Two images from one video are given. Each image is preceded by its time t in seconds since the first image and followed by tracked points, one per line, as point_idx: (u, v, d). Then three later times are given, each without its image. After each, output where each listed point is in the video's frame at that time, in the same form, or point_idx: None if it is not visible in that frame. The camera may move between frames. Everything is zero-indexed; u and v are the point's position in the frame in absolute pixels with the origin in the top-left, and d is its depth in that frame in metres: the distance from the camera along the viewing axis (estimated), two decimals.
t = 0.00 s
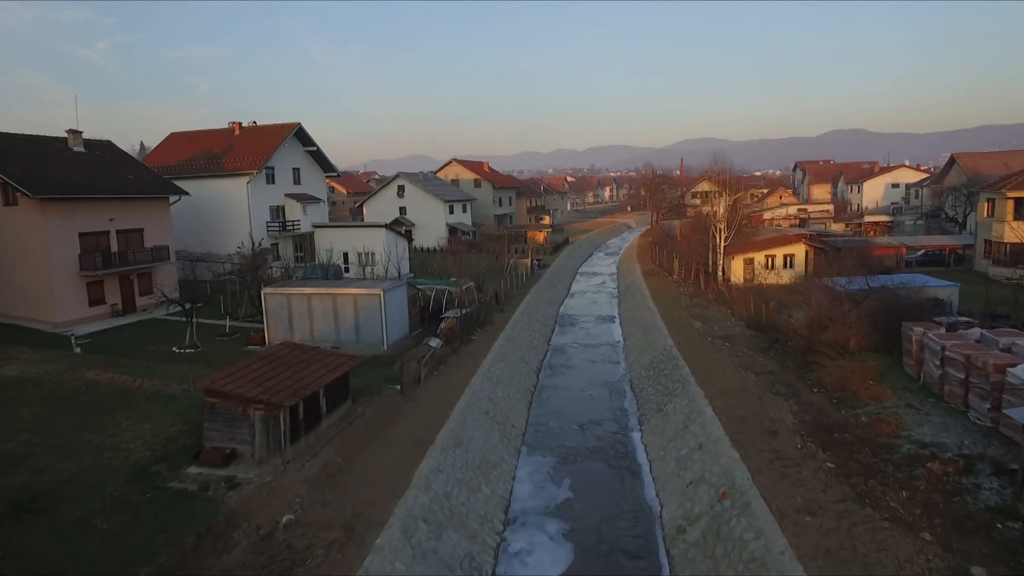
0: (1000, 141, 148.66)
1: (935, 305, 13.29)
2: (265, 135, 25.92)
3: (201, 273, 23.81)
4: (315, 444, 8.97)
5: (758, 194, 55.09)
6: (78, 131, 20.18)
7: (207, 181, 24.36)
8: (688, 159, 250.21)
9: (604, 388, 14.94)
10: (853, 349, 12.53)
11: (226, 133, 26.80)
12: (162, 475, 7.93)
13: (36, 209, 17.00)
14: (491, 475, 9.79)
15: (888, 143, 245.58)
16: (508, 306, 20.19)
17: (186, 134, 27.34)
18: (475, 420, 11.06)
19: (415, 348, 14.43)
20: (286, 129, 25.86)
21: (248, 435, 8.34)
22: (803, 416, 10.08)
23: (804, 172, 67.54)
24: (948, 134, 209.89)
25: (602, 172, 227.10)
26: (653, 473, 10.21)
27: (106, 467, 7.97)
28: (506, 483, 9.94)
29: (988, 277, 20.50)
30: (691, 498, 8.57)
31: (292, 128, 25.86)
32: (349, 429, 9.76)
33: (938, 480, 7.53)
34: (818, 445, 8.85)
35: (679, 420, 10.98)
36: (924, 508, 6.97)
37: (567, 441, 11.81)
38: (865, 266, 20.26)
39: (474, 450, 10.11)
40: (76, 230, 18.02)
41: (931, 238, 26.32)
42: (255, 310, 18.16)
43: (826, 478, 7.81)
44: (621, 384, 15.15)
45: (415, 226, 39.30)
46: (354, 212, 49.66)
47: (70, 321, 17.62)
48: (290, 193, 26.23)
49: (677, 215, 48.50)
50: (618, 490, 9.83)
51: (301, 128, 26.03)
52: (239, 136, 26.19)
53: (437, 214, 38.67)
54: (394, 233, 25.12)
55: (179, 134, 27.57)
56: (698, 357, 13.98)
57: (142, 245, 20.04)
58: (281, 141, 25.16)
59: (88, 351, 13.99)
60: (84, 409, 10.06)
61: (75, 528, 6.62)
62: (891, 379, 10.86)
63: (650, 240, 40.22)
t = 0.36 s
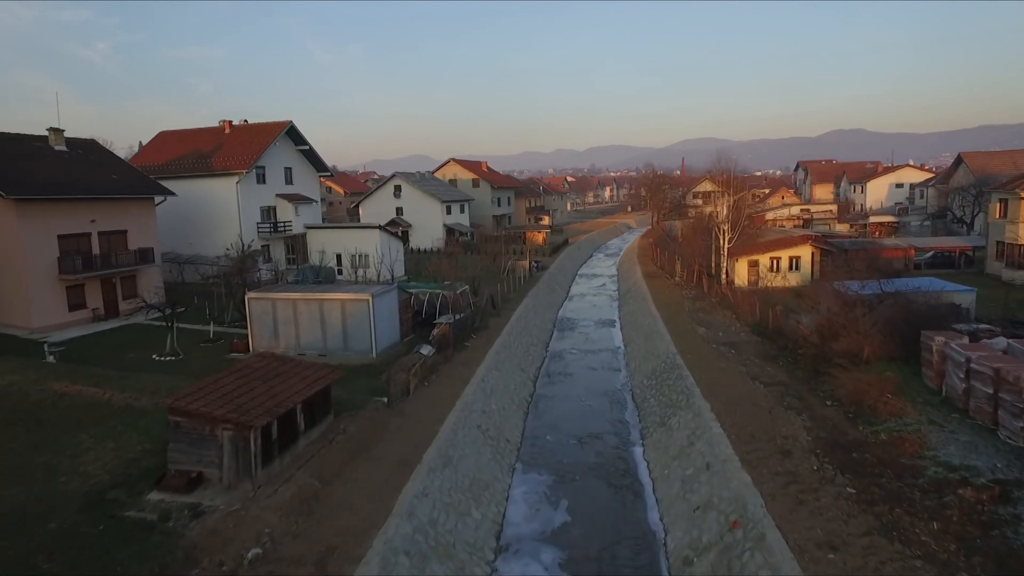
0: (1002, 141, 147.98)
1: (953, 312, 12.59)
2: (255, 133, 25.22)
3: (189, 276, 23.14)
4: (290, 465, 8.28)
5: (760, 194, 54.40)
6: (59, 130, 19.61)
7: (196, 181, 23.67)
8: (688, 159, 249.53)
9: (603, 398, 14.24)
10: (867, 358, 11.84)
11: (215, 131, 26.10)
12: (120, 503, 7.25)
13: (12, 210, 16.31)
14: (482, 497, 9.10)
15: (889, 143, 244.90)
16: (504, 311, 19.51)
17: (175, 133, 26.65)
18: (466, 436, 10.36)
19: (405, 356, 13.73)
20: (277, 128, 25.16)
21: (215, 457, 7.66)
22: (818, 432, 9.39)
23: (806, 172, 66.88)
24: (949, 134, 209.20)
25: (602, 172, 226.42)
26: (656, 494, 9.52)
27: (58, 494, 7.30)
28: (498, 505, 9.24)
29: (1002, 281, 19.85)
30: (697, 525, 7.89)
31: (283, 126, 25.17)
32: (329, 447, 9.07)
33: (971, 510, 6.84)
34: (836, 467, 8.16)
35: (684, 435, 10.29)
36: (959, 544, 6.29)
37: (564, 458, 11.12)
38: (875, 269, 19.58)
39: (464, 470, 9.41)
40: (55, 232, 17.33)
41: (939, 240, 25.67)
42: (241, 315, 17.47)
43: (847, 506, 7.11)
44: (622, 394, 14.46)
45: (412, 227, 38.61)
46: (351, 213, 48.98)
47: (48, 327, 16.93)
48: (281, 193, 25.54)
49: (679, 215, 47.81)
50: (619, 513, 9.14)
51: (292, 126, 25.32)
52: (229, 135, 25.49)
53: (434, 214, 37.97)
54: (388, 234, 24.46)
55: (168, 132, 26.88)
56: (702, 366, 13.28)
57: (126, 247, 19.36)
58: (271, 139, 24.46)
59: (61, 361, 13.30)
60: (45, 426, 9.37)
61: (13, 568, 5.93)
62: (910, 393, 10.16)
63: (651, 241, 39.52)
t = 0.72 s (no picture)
0: (1003, 140, 147.27)
1: (973, 318, 11.89)
2: (246, 132, 24.53)
3: (176, 278, 22.45)
4: (262, 492, 7.58)
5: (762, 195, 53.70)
6: (39, 127, 19.02)
7: (184, 180, 22.98)
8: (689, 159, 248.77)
9: (604, 409, 13.54)
10: (883, 369, 11.15)
11: (205, 130, 25.41)
12: (69, 538, 6.56)
13: None
14: (473, 524, 8.40)
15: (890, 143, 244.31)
16: (501, 315, 18.81)
17: (164, 132, 25.96)
18: (456, 454, 9.66)
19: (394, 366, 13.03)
20: (268, 126, 24.47)
21: (177, 484, 6.96)
22: (835, 452, 8.68)
23: (808, 172, 66.20)
24: (951, 134, 208.48)
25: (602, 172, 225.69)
26: (661, 519, 8.81)
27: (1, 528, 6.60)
28: (490, 531, 8.54)
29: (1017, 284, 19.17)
30: (706, 559, 7.19)
31: (274, 124, 24.47)
32: (306, 469, 8.37)
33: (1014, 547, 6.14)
34: (858, 493, 7.45)
35: (690, 453, 9.59)
36: None
37: (561, 476, 10.41)
38: (885, 272, 18.89)
39: (454, 492, 8.71)
40: (32, 233, 16.62)
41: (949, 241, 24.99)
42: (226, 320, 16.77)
43: (874, 542, 6.41)
44: (623, 405, 13.74)
45: (409, 227, 37.92)
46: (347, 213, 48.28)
47: (24, 333, 16.24)
48: (273, 194, 24.85)
49: (680, 216, 47.11)
50: (620, 540, 8.44)
51: (283, 125, 24.63)
52: (219, 134, 24.80)
53: (431, 215, 37.26)
54: (383, 236, 23.79)
55: (156, 132, 26.18)
56: (708, 376, 12.58)
57: (108, 250, 18.66)
58: (262, 138, 23.78)
59: (31, 371, 12.61)
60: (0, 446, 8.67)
61: None
62: (933, 408, 9.46)
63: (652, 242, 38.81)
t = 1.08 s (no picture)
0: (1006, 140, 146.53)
1: (998, 326, 11.18)
2: (235, 130, 23.85)
3: (163, 281, 21.77)
4: (228, 523, 6.88)
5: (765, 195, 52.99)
6: (18, 125, 18.35)
7: (172, 180, 22.31)
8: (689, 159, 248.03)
9: (605, 421, 12.82)
10: (902, 381, 10.45)
11: (194, 128, 24.72)
12: None
13: None
14: (462, 554, 7.69)
15: (890, 143, 243.46)
16: (497, 320, 18.13)
17: (152, 130, 25.28)
18: (445, 474, 8.96)
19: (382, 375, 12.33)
20: (259, 125, 23.78)
21: (129, 518, 6.24)
22: (857, 475, 7.97)
23: (810, 171, 65.51)
24: (952, 134, 207.60)
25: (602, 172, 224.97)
26: (667, 547, 8.10)
27: None
28: (481, 562, 7.84)
29: None
30: None
31: (265, 122, 23.79)
32: (280, 494, 7.67)
33: None
34: (885, 525, 6.75)
35: (698, 474, 8.89)
36: None
37: (559, 496, 9.70)
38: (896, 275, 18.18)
39: (442, 519, 8.01)
40: (8, 235, 15.94)
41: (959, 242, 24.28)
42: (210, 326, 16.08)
43: None
44: (625, 417, 13.01)
45: (406, 228, 37.23)
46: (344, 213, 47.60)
47: None
48: (264, 194, 24.18)
49: (682, 216, 46.41)
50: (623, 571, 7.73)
51: (274, 123, 23.95)
52: (208, 132, 24.13)
53: (428, 215, 36.58)
54: (377, 237, 23.11)
55: (144, 130, 25.50)
56: (714, 386, 11.86)
57: (89, 252, 17.98)
58: (252, 137, 23.09)
59: None
60: None
61: None
62: (960, 426, 8.76)
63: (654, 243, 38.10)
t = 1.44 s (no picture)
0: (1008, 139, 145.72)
1: None
2: (225, 128, 23.15)
3: (149, 285, 21.09)
4: (189, 562, 6.18)
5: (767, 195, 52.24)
6: None
7: (159, 180, 21.63)
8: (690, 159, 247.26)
9: (606, 435, 12.11)
10: (925, 395, 9.76)
11: (183, 127, 24.02)
12: None
13: None
14: None
15: (892, 142, 242.72)
16: (494, 325, 17.44)
17: (140, 129, 24.59)
18: (433, 498, 8.26)
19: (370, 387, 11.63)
20: (249, 123, 23.08)
21: (73, 559, 5.54)
22: (883, 502, 7.27)
23: (813, 171, 64.76)
24: (954, 133, 206.75)
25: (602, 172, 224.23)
26: None
27: None
28: None
29: None
30: None
31: (255, 120, 23.10)
32: (250, 525, 6.98)
33: None
34: (920, 565, 6.06)
35: (707, 498, 8.18)
36: None
37: (557, 520, 8.99)
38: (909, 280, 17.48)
39: (429, 550, 7.32)
40: None
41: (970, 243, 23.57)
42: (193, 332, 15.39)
43: None
44: (627, 430, 12.30)
45: (403, 229, 36.53)
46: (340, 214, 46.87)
47: None
48: (254, 194, 23.48)
49: (683, 217, 45.70)
50: None
51: (265, 121, 23.26)
52: (197, 131, 23.43)
53: (425, 215, 35.89)
54: (371, 238, 22.42)
55: (132, 129, 24.81)
56: (723, 398, 11.15)
57: (70, 255, 17.29)
58: (242, 135, 22.40)
59: None
60: None
61: None
62: (993, 447, 8.07)
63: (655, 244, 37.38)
